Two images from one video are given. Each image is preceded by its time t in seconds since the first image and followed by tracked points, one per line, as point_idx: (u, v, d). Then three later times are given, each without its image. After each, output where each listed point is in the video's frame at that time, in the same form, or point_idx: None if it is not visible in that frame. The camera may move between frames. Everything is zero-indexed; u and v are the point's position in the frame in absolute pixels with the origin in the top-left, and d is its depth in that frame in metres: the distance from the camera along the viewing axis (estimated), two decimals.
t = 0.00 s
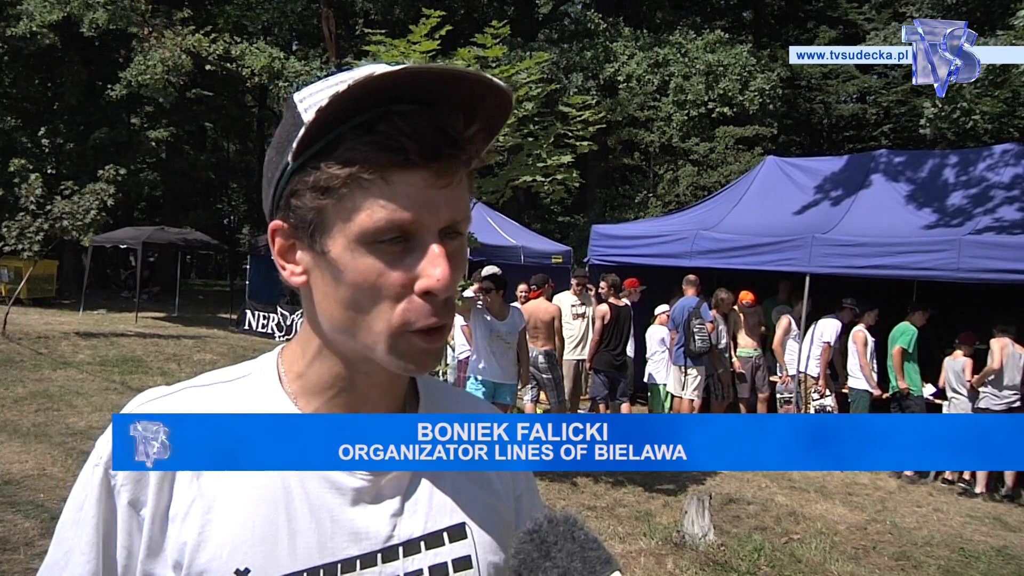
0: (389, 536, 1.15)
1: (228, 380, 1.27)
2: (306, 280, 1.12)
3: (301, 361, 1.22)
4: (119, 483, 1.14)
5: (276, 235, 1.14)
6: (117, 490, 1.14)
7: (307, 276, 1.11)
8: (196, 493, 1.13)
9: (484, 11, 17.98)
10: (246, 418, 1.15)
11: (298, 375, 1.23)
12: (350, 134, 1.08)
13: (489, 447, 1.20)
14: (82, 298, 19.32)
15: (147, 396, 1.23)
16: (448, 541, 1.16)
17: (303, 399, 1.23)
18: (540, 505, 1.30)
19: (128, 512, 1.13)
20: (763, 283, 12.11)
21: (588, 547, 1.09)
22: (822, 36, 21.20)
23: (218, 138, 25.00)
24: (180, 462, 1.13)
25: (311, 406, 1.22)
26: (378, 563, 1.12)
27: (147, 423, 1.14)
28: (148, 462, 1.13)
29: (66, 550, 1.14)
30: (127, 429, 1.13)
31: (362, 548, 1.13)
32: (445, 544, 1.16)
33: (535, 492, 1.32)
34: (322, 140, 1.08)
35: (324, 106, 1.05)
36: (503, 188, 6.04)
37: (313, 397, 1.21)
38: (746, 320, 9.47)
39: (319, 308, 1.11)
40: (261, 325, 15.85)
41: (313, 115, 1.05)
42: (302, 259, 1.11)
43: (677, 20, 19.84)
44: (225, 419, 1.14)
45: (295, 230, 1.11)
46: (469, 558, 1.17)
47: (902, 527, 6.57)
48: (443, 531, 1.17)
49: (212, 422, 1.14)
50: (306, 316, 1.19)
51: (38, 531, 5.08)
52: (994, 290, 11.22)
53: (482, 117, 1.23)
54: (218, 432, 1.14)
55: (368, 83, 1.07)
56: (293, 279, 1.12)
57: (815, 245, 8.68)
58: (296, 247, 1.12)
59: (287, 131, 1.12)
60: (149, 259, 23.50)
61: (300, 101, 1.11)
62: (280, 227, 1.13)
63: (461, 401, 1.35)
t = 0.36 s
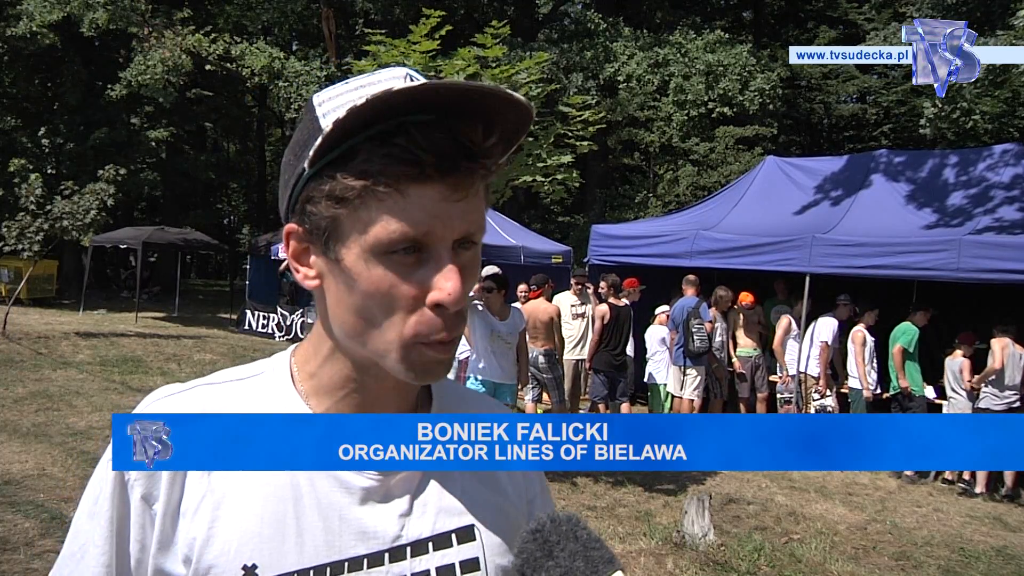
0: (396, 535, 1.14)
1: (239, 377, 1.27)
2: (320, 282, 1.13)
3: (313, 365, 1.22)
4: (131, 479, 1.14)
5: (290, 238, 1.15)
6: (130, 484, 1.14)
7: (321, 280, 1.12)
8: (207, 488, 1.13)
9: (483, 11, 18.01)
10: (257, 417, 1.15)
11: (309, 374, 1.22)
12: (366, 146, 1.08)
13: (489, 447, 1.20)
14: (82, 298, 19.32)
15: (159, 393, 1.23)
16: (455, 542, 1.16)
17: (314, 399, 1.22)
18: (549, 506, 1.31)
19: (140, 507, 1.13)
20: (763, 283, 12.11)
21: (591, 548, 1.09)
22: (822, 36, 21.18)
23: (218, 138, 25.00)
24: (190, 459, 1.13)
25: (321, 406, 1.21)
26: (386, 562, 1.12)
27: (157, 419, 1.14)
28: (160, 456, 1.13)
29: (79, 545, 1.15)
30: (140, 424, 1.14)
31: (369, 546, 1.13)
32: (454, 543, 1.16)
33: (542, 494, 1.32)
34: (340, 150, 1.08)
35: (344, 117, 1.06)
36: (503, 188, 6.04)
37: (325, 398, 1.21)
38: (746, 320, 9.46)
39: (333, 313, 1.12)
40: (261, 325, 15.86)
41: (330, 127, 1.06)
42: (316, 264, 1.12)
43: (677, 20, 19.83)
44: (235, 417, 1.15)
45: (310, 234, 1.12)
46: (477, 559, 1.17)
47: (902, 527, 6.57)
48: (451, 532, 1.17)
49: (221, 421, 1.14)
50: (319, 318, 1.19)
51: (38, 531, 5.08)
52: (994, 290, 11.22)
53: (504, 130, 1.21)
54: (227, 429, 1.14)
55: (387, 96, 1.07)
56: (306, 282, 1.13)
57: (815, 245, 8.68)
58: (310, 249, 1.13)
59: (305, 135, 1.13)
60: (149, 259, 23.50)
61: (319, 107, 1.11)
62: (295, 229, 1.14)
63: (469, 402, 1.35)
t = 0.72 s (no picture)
0: (391, 536, 1.14)
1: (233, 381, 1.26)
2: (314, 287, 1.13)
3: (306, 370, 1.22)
4: (126, 484, 1.15)
5: (284, 242, 1.15)
6: (125, 491, 1.15)
7: (314, 283, 1.12)
8: (201, 492, 1.13)
9: (483, 11, 18.02)
10: (253, 419, 1.16)
11: (303, 378, 1.23)
12: (359, 148, 1.08)
13: (489, 447, 1.20)
14: (82, 298, 19.32)
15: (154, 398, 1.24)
16: (451, 541, 1.15)
17: (308, 402, 1.22)
18: (551, 505, 1.29)
19: (136, 512, 1.14)
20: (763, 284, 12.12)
21: (592, 548, 1.09)
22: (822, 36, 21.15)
23: (218, 139, 24.99)
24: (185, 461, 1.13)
25: (315, 410, 1.21)
26: (382, 563, 1.12)
27: (152, 422, 1.15)
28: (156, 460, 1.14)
29: (76, 551, 1.15)
30: (135, 429, 1.14)
31: (364, 548, 1.12)
32: (450, 544, 1.15)
33: (547, 492, 1.31)
34: (334, 153, 1.08)
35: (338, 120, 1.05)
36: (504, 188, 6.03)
37: (318, 400, 1.21)
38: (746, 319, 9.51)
39: (327, 317, 1.12)
40: (261, 325, 15.88)
41: (322, 130, 1.05)
42: (309, 269, 1.12)
43: (677, 20, 19.83)
44: (230, 419, 1.15)
45: (304, 238, 1.12)
46: (473, 558, 1.16)
47: (902, 527, 6.58)
48: (446, 531, 1.16)
49: (216, 421, 1.15)
50: (313, 321, 1.19)
51: (38, 531, 5.08)
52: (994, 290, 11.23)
53: (498, 128, 1.21)
54: (222, 432, 1.14)
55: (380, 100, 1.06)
56: (300, 286, 1.14)
57: (815, 245, 8.68)
58: (304, 253, 1.13)
59: (297, 138, 1.13)
60: (149, 258, 23.50)
61: (311, 111, 1.11)
62: (288, 234, 1.13)
63: (469, 401, 1.34)
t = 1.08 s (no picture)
0: (389, 532, 1.14)
1: (230, 380, 1.25)
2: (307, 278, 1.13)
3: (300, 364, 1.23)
4: (124, 482, 1.13)
5: (279, 234, 1.15)
6: (122, 489, 1.13)
7: (309, 274, 1.13)
8: (200, 489, 1.12)
9: (483, 11, 18.04)
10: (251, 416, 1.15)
11: (298, 374, 1.24)
12: (355, 138, 1.09)
13: (489, 447, 1.28)
14: (82, 298, 19.33)
15: (149, 396, 1.22)
16: (449, 537, 1.16)
17: (305, 398, 1.23)
18: (545, 507, 1.29)
19: (134, 510, 1.12)
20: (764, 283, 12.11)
21: (593, 549, 1.09)
22: (822, 36, 21.16)
23: (218, 139, 25.01)
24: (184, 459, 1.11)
25: (312, 406, 1.22)
26: (379, 559, 1.12)
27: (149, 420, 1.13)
28: (153, 458, 1.13)
29: (75, 549, 1.14)
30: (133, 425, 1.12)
31: (362, 544, 1.12)
32: (448, 540, 1.16)
33: (543, 492, 1.32)
34: (329, 142, 1.09)
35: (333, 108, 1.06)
36: (503, 188, 6.03)
37: (314, 396, 1.22)
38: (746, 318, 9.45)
39: (319, 309, 1.12)
40: (261, 325, 15.88)
41: (319, 119, 1.06)
42: (305, 259, 1.12)
43: (677, 20, 19.84)
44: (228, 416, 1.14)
45: (300, 228, 1.13)
46: (471, 554, 1.16)
47: (902, 527, 6.57)
48: (444, 528, 1.17)
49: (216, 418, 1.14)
50: (308, 314, 1.20)
51: (38, 530, 5.08)
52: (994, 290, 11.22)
53: (491, 124, 1.23)
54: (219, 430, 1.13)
55: (375, 88, 1.08)
56: (294, 278, 1.14)
57: (816, 245, 8.67)
58: (299, 245, 1.14)
59: (293, 132, 1.14)
60: (149, 258, 23.50)
61: (308, 103, 1.11)
62: (284, 226, 1.14)
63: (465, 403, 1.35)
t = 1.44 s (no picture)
0: (383, 533, 1.15)
1: (222, 379, 1.24)
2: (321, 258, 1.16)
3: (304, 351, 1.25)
4: (118, 478, 1.14)
5: (297, 213, 1.18)
6: (116, 485, 1.14)
7: (323, 255, 1.16)
8: (194, 487, 1.12)
9: (483, 11, 18.02)
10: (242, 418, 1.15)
11: (299, 366, 1.25)
12: (387, 118, 1.14)
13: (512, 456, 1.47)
14: (82, 298, 19.32)
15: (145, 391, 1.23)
16: (441, 540, 1.17)
17: (300, 395, 1.24)
18: (539, 508, 1.34)
19: (126, 508, 1.13)
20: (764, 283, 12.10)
21: (589, 551, 1.09)
22: (822, 36, 21.16)
23: (218, 138, 25.01)
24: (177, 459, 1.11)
25: (307, 403, 1.23)
26: (372, 561, 1.13)
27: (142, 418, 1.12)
28: (147, 454, 1.13)
29: (68, 546, 1.14)
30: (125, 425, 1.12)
31: (356, 545, 1.13)
32: (440, 543, 1.17)
33: (538, 498, 1.36)
34: (360, 120, 1.13)
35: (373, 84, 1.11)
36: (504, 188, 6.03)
37: (312, 391, 1.23)
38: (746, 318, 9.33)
39: (330, 289, 1.15)
40: (260, 325, 15.88)
41: (356, 95, 1.11)
42: (321, 239, 1.16)
43: (677, 20, 19.84)
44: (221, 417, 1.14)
45: (319, 210, 1.16)
46: (464, 556, 1.17)
47: (902, 527, 6.58)
48: (437, 531, 1.17)
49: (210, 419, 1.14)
50: (315, 302, 1.22)
51: (38, 531, 5.08)
52: (995, 290, 11.21)
53: (512, 128, 1.28)
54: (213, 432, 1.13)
55: (412, 73, 1.13)
56: (308, 258, 1.17)
57: (815, 245, 8.66)
58: (315, 226, 1.17)
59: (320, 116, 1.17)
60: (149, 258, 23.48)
61: (337, 87, 1.16)
62: (303, 205, 1.17)
63: (458, 406, 1.36)
